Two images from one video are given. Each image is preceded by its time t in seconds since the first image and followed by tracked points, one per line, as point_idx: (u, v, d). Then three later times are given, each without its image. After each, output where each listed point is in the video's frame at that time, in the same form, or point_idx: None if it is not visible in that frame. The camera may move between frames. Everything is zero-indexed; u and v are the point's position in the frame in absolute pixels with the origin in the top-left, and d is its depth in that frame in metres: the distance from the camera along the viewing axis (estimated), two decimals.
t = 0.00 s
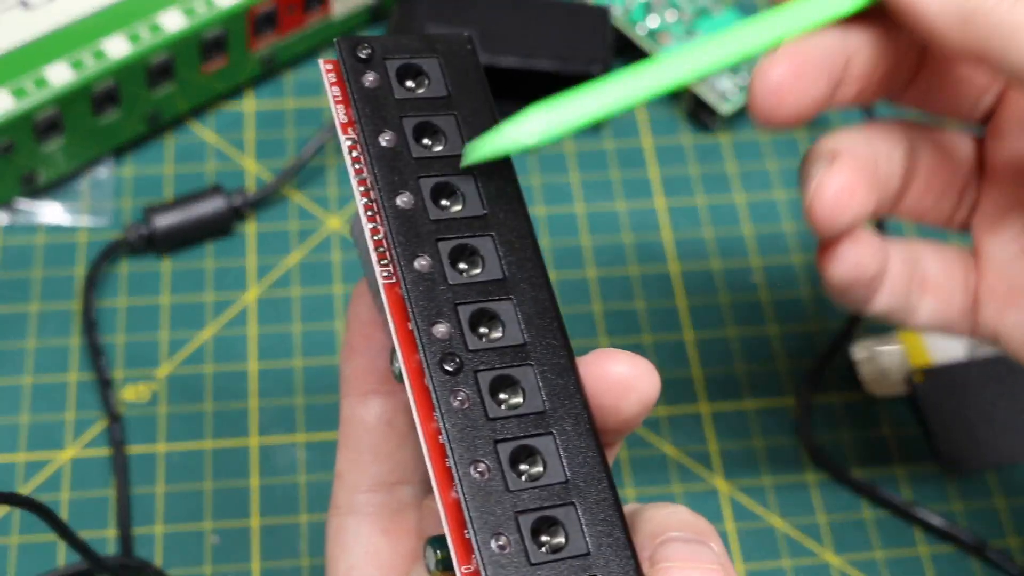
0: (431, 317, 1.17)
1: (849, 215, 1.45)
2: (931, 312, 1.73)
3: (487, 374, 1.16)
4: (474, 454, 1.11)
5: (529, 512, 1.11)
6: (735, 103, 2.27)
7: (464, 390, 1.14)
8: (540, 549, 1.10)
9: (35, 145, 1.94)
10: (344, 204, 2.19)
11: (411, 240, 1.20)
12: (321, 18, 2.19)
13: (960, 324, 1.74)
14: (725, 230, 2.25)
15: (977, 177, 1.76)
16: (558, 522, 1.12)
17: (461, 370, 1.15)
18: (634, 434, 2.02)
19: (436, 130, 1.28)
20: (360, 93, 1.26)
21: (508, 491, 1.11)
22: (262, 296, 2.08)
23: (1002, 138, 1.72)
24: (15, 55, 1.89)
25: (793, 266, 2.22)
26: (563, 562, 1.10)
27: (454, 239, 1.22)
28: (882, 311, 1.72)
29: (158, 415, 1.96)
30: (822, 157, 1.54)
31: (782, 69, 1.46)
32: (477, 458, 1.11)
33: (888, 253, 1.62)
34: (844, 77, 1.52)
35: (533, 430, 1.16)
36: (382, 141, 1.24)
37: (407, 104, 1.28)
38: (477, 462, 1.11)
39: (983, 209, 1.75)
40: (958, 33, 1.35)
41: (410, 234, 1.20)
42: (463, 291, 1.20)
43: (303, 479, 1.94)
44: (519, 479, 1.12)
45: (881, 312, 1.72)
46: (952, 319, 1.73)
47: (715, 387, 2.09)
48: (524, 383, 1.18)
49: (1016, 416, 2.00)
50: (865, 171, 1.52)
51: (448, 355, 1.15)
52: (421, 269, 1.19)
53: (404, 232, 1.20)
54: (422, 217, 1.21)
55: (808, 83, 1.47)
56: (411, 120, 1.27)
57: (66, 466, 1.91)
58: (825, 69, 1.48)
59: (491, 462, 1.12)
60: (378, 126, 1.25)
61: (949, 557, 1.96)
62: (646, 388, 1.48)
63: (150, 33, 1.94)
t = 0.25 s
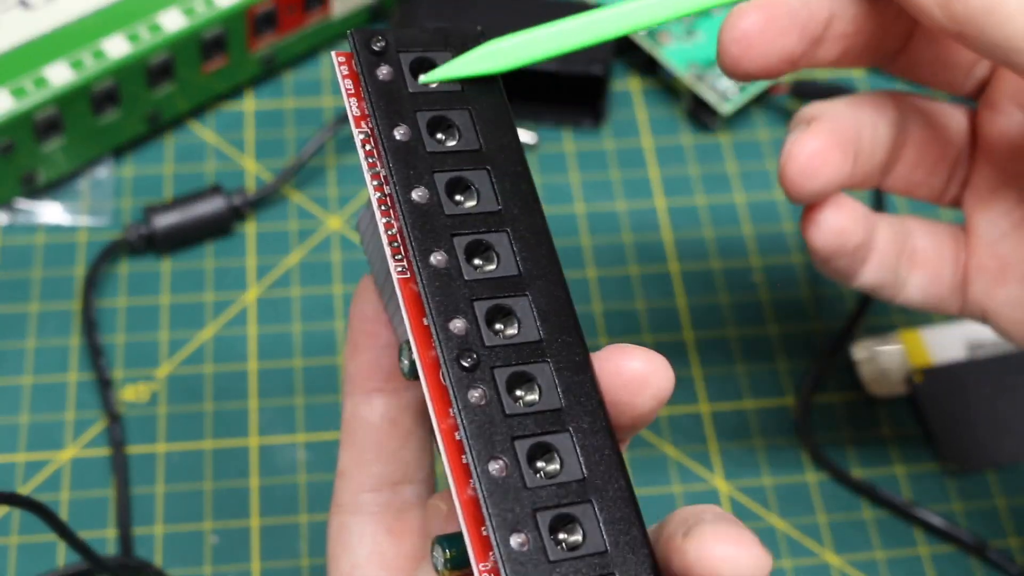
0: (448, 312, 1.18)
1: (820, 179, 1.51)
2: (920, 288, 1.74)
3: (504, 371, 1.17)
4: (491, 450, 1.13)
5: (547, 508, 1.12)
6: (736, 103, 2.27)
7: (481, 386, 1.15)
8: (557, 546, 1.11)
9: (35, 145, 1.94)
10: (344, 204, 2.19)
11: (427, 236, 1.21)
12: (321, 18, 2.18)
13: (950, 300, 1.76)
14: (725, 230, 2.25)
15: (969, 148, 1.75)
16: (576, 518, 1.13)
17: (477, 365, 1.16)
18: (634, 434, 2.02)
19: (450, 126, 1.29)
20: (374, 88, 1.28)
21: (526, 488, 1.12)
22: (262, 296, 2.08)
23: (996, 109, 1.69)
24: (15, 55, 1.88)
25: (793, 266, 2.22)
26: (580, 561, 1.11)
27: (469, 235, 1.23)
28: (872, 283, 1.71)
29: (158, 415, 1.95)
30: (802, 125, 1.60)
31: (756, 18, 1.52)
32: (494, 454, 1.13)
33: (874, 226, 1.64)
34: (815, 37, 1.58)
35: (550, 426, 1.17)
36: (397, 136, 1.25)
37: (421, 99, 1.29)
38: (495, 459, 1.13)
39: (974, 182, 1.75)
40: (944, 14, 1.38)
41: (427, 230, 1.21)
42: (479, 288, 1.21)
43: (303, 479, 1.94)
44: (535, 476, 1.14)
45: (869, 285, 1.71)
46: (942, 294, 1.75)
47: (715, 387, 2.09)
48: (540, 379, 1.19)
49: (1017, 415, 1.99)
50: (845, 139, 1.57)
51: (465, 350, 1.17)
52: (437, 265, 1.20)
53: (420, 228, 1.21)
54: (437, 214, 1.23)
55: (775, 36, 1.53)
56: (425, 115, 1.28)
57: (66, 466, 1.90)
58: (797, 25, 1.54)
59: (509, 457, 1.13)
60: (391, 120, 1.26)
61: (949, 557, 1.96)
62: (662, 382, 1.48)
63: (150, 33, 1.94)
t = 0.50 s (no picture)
0: (470, 301, 1.18)
1: (824, 182, 1.51)
2: (928, 287, 1.74)
3: (526, 360, 1.18)
4: (520, 437, 1.13)
5: (575, 493, 1.13)
6: (736, 103, 2.27)
7: (504, 373, 1.16)
8: (587, 530, 1.12)
9: (35, 145, 1.94)
10: (344, 204, 2.19)
11: (446, 225, 1.21)
12: (321, 18, 2.18)
13: (956, 298, 1.77)
14: (725, 230, 2.25)
15: (976, 151, 1.77)
16: (603, 499, 1.14)
17: (500, 353, 1.16)
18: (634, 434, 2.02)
19: (462, 123, 1.29)
20: (386, 81, 1.27)
21: (554, 472, 1.13)
22: (263, 295, 2.08)
23: (1001, 110, 1.73)
24: (15, 55, 1.88)
25: (793, 265, 2.22)
26: (610, 545, 1.12)
27: (486, 227, 1.23)
28: (880, 283, 1.71)
29: (158, 415, 1.95)
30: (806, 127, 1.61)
31: (760, 22, 1.52)
32: (524, 440, 1.13)
33: (881, 225, 1.63)
34: (820, 40, 1.57)
35: (573, 415, 1.18)
36: (411, 129, 1.25)
37: (433, 95, 1.28)
38: (524, 444, 1.13)
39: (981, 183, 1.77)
40: (945, 18, 1.39)
41: (446, 219, 1.21)
42: (498, 279, 1.21)
43: (302, 479, 1.94)
44: (562, 462, 1.14)
45: (877, 283, 1.70)
46: (948, 292, 1.75)
47: (715, 387, 2.09)
48: (560, 369, 1.20)
49: (1017, 416, 1.98)
50: (850, 139, 1.57)
51: (488, 338, 1.16)
52: (458, 254, 1.20)
53: (439, 217, 1.21)
54: (455, 204, 1.23)
55: (780, 38, 1.53)
56: (437, 111, 1.28)
57: (66, 466, 1.90)
58: (802, 28, 1.54)
59: (537, 442, 1.14)
60: (405, 114, 1.26)
61: (950, 557, 1.96)
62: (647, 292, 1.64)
63: (151, 33, 1.94)
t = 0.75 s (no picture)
0: (500, 283, 1.22)
1: (820, 179, 1.52)
2: (932, 281, 1.74)
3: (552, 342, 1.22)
4: (557, 413, 1.17)
5: (607, 469, 1.17)
6: (736, 103, 2.27)
7: (537, 352, 1.19)
8: (620, 504, 1.16)
9: (35, 145, 1.94)
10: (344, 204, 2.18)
11: (472, 211, 1.25)
12: (321, 18, 2.18)
13: (961, 292, 1.76)
14: (725, 230, 2.25)
15: (980, 147, 1.77)
16: (629, 475, 1.19)
17: (531, 333, 1.20)
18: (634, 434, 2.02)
19: (472, 119, 1.33)
20: (405, 74, 1.32)
21: (588, 448, 1.17)
22: (263, 295, 2.08)
23: (1004, 105, 1.73)
24: (15, 55, 1.88)
25: (793, 265, 2.22)
26: (640, 520, 1.17)
27: (506, 217, 1.28)
28: (885, 277, 1.71)
29: (158, 415, 1.96)
30: (804, 125, 1.61)
31: (757, 20, 1.53)
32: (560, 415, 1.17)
33: (885, 220, 1.64)
34: (819, 37, 1.58)
35: (595, 397, 1.22)
36: (431, 120, 1.29)
37: (446, 90, 1.33)
38: (562, 420, 1.17)
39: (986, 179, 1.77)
40: (941, 17, 1.39)
41: (472, 206, 1.25)
42: (520, 265, 1.25)
43: (303, 479, 1.94)
44: (592, 440, 1.18)
45: (880, 279, 1.70)
46: (954, 286, 1.75)
47: (715, 387, 2.09)
48: (579, 353, 1.24)
49: (1017, 415, 1.98)
50: (849, 135, 1.58)
51: (518, 319, 1.20)
52: (485, 238, 1.24)
53: (466, 203, 1.25)
54: (478, 193, 1.27)
55: (778, 35, 1.53)
56: (451, 106, 1.32)
57: (66, 466, 1.90)
58: (800, 25, 1.54)
59: (573, 418, 1.18)
60: (423, 106, 1.30)
61: (950, 557, 1.96)
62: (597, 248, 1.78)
63: (151, 33, 1.94)
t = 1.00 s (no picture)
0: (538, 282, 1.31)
1: (810, 191, 1.56)
2: (935, 289, 1.77)
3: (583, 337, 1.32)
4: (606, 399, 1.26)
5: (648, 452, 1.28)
6: (735, 103, 2.28)
7: (578, 344, 1.29)
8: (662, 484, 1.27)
9: (34, 145, 1.94)
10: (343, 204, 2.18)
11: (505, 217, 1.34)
12: (321, 18, 2.18)
13: (966, 301, 1.79)
14: (725, 230, 2.25)
15: (982, 157, 1.81)
16: (659, 464, 1.30)
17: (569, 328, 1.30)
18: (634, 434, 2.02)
19: (472, 136, 1.43)
20: (422, 86, 1.39)
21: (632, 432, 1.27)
22: (263, 295, 2.08)
23: (1006, 113, 1.78)
24: (15, 55, 1.88)
25: (794, 265, 2.22)
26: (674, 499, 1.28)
27: (522, 226, 1.38)
28: (889, 287, 1.73)
29: (158, 415, 1.96)
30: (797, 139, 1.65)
31: (753, 34, 1.58)
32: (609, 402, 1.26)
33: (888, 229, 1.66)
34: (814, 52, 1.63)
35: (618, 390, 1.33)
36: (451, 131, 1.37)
37: (453, 107, 1.42)
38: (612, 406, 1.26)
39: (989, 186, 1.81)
40: (937, 33, 1.45)
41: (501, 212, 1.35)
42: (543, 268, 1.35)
43: (302, 479, 1.94)
44: (631, 425, 1.29)
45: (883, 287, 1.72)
46: (956, 294, 1.78)
47: (715, 387, 2.09)
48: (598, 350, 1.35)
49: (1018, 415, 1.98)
50: (847, 143, 1.62)
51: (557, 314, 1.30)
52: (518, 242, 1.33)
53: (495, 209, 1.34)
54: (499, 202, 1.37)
55: (772, 49, 1.59)
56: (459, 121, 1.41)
57: (66, 466, 1.90)
58: (793, 41, 1.60)
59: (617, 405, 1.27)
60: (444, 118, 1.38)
61: (950, 557, 1.96)
62: (703, 276, 1.69)
63: (151, 33, 1.94)
